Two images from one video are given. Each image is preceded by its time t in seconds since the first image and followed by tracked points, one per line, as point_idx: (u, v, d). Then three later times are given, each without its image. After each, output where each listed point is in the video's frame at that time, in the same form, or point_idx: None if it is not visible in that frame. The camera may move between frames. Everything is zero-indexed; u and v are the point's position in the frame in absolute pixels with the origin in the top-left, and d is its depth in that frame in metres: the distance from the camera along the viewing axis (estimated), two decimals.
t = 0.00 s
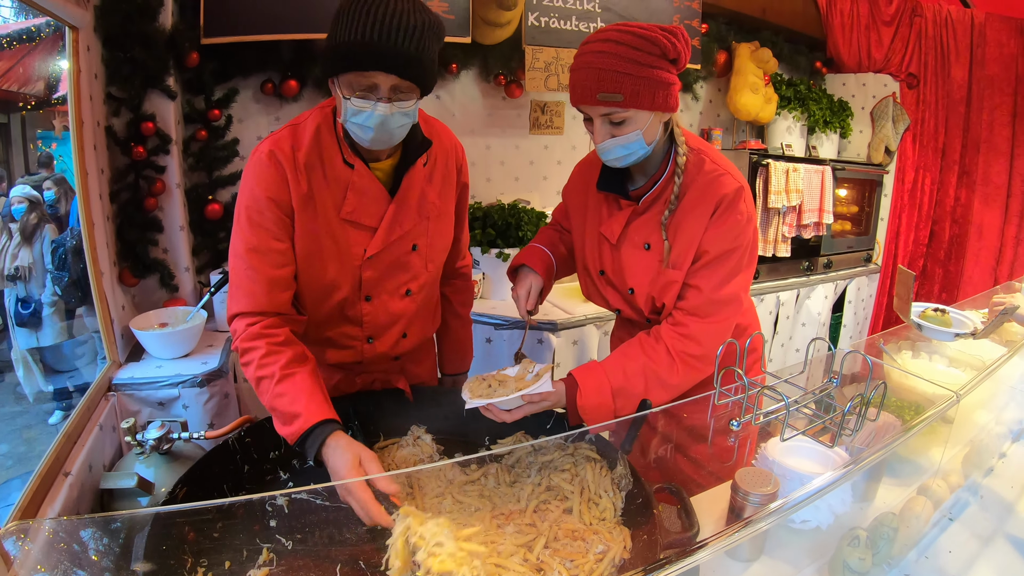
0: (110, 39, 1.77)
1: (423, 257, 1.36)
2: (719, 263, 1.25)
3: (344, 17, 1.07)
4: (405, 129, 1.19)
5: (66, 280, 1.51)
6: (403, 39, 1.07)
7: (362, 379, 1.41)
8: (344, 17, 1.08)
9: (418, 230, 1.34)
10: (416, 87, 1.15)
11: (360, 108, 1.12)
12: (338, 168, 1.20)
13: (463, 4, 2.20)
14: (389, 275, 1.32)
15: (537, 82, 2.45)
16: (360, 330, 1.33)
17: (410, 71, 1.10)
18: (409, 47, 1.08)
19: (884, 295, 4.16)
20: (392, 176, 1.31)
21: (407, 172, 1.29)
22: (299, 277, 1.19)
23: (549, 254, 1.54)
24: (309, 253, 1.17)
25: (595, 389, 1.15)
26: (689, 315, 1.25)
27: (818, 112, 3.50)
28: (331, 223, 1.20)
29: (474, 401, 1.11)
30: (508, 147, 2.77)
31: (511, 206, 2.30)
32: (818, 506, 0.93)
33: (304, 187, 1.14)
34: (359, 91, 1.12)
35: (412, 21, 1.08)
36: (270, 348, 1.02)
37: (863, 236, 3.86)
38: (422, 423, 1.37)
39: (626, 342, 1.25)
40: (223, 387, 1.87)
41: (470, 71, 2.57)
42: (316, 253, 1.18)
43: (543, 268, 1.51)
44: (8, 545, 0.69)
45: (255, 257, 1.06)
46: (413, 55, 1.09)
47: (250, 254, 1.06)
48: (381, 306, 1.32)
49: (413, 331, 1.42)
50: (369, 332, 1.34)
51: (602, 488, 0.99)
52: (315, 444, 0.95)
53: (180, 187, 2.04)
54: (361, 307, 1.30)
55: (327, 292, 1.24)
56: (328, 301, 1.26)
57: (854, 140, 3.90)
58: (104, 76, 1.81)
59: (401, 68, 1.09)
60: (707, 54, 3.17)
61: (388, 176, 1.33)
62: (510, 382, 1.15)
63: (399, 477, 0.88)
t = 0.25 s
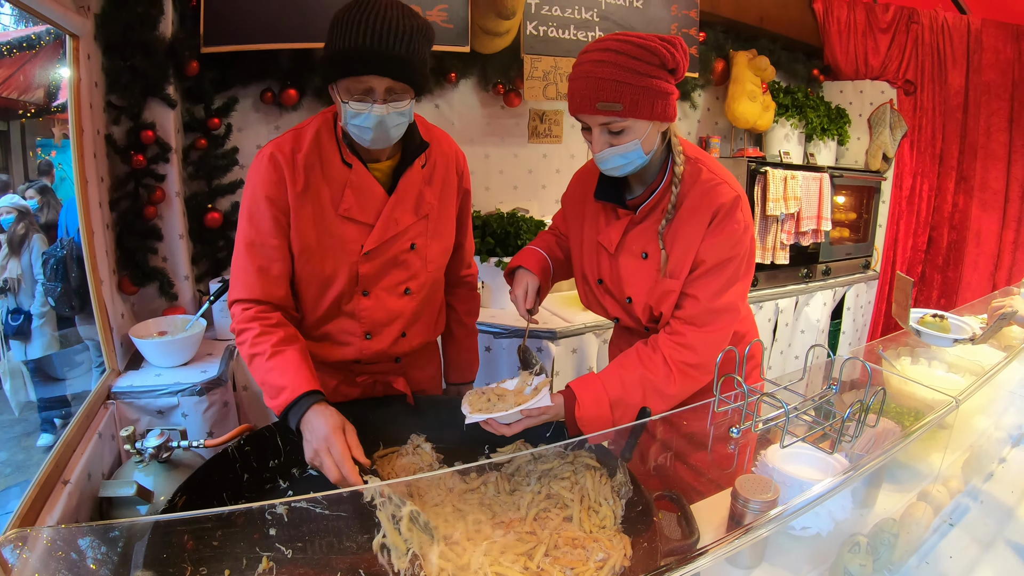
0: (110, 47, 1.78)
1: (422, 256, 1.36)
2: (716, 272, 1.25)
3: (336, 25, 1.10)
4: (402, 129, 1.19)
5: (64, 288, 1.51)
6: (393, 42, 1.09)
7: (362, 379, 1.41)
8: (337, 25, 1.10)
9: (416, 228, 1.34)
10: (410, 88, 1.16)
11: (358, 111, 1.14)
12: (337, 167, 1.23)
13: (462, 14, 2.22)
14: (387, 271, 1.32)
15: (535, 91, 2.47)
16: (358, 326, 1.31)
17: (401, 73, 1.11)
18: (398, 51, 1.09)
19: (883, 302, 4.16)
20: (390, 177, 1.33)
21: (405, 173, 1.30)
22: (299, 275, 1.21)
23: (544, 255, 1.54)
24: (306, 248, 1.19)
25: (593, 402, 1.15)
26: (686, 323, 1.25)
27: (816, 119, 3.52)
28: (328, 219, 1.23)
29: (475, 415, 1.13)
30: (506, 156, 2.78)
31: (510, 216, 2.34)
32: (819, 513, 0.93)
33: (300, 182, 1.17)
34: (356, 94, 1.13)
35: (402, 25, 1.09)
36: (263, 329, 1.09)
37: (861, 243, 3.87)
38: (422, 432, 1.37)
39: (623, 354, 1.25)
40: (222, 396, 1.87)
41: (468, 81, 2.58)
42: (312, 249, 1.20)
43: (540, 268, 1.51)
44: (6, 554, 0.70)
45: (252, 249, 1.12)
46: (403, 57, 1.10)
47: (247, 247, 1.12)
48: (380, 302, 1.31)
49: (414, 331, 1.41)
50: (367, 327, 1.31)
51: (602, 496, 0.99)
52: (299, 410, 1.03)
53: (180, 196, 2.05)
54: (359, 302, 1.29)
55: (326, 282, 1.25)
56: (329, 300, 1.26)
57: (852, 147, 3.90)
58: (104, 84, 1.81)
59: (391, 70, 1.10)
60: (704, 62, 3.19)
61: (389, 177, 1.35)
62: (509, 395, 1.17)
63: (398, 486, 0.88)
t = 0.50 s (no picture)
0: (110, 53, 1.79)
1: (419, 262, 1.36)
2: (716, 279, 1.25)
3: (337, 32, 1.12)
4: (396, 138, 1.21)
5: (61, 292, 1.51)
6: (389, 53, 1.10)
7: (360, 381, 1.38)
8: (338, 32, 1.11)
9: (415, 233, 1.34)
10: (406, 99, 1.17)
11: (353, 118, 1.15)
12: (335, 171, 1.25)
13: (460, 21, 2.23)
14: (384, 276, 1.32)
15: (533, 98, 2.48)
16: (356, 329, 1.31)
17: (395, 84, 1.12)
18: (393, 61, 1.10)
19: (881, 307, 4.16)
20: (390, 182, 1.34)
21: (405, 178, 1.31)
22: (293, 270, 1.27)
23: (543, 245, 1.55)
24: (300, 248, 1.24)
25: (595, 407, 1.15)
26: (687, 330, 1.25)
27: (813, 125, 3.53)
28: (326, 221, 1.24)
29: (478, 423, 1.13)
30: (505, 162, 2.79)
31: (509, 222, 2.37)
32: (820, 519, 0.92)
33: (294, 184, 1.20)
34: (352, 102, 1.15)
35: (399, 35, 1.11)
36: (246, 305, 1.25)
37: (859, 248, 3.87)
38: (420, 438, 1.37)
39: (624, 359, 1.24)
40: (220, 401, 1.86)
41: (467, 87, 2.59)
42: (306, 250, 1.24)
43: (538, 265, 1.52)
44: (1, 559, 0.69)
45: (244, 241, 1.22)
46: (396, 67, 1.11)
47: (240, 239, 1.22)
48: (377, 306, 1.31)
49: (412, 335, 1.41)
50: (365, 331, 1.31)
51: (600, 501, 0.98)
52: (266, 381, 1.20)
53: (179, 203, 2.05)
54: (357, 308, 1.29)
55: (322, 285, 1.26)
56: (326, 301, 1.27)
57: (849, 153, 3.93)
58: (103, 91, 1.82)
59: (386, 80, 1.11)
60: (702, 69, 3.21)
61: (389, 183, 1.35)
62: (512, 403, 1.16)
63: (397, 492, 0.88)
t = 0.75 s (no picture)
0: (109, 58, 1.79)
1: (412, 272, 1.36)
2: (722, 285, 1.27)
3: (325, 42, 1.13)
4: (386, 147, 1.22)
5: (59, 297, 1.50)
6: (375, 63, 1.10)
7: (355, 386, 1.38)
8: (328, 40, 1.12)
9: (409, 242, 1.34)
10: (394, 109, 1.18)
11: (341, 128, 1.17)
12: (328, 177, 1.26)
13: (459, 26, 2.24)
14: (372, 286, 1.32)
15: (531, 103, 2.49)
16: (349, 334, 1.31)
17: (383, 94, 1.13)
18: (379, 70, 1.10)
19: (880, 311, 4.17)
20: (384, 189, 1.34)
21: (400, 184, 1.31)
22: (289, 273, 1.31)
23: (550, 245, 1.55)
24: (292, 253, 1.27)
25: (601, 413, 1.16)
26: (693, 337, 1.26)
27: (811, 130, 3.55)
28: (317, 227, 1.25)
29: (490, 430, 1.09)
30: (503, 167, 2.80)
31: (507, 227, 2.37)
32: (819, 521, 0.92)
33: (285, 189, 1.24)
34: (340, 112, 1.16)
35: (386, 44, 1.11)
36: (245, 295, 1.33)
37: (857, 252, 3.88)
38: (419, 443, 1.36)
39: (629, 364, 1.25)
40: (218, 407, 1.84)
41: (465, 93, 2.61)
42: (299, 254, 1.27)
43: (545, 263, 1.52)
44: None
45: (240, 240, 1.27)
46: (383, 77, 1.12)
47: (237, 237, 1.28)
48: (369, 313, 1.31)
49: (405, 346, 1.40)
50: (358, 336, 1.31)
51: (599, 506, 0.98)
52: (265, 365, 1.29)
53: (178, 208, 2.05)
54: (349, 314, 1.29)
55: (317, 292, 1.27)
56: (319, 308, 1.30)
57: (847, 157, 3.92)
58: (103, 95, 1.83)
59: (373, 89, 1.12)
60: (700, 74, 3.22)
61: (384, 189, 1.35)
62: (522, 415, 1.15)
63: (396, 497, 0.87)
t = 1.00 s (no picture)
0: (108, 63, 1.80)
1: (410, 279, 1.37)
2: (727, 288, 1.28)
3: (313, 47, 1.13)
4: (380, 153, 1.22)
5: (56, 302, 1.50)
6: (364, 68, 1.11)
7: (356, 399, 1.40)
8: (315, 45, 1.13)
9: (405, 249, 1.34)
10: (388, 113, 1.18)
11: (334, 136, 1.16)
12: (321, 186, 1.26)
13: (457, 31, 2.25)
14: (372, 296, 1.31)
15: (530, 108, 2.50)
16: (348, 347, 1.30)
17: (373, 98, 1.13)
18: (369, 74, 1.11)
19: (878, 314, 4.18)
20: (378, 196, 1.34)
21: (394, 191, 1.31)
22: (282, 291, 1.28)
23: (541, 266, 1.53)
24: (288, 267, 1.25)
25: (612, 416, 1.17)
26: (698, 340, 1.27)
27: (809, 134, 3.56)
28: (313, 238, 1.25)
29: (507, 439, 1.07)
30: (501, 172, 2.81)
31: (505, 232, 2.36)
32: (817, 524, 0.92)
33: (280, 203, 1.21)
34: (331, 121, 1.16)
35: (375, 49, 1.11)
36: (246, 324, 1.27)
37: (855, 256, 3.89)
38: (417, 447, 1.36)
39: (637, 365, 1.27)
40: (217, 411, 1.86)
41: (463, 97, 2.62)
42: (295, 267, 1.25)
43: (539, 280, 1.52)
44: None
45: (236, 262, 1.24)
46: (374, 82, 1.12)
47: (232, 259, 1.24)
48: (369, 323, 1.31)
49: (405, 351, 1.41)
50: (358, 348, 1.31)
51: (597, 510, 0.98)
52: (280, 400, 1.20)
53: (176, 212, 2.05)
54: (348, 326, 1.29)
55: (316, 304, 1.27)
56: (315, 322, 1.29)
57: (845, 161, 3.98)
58: (102, 100, 1.83)
59: (363, 94, 1.12)
60: (698, 79, 3.23)
61: (378, 196, 1.36)
62: (540, 424, 1.13)
63: (394, 501, 0.86)
